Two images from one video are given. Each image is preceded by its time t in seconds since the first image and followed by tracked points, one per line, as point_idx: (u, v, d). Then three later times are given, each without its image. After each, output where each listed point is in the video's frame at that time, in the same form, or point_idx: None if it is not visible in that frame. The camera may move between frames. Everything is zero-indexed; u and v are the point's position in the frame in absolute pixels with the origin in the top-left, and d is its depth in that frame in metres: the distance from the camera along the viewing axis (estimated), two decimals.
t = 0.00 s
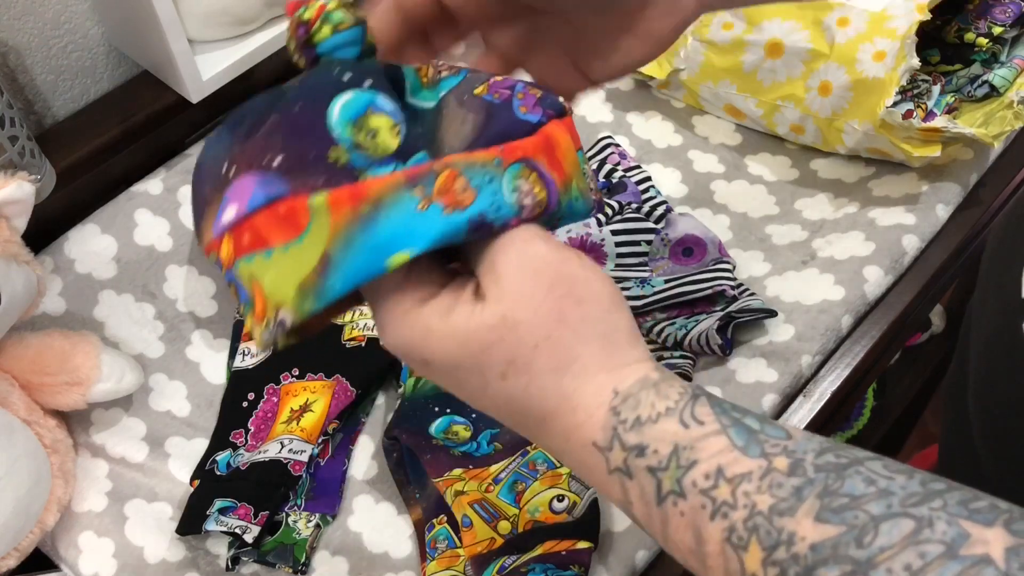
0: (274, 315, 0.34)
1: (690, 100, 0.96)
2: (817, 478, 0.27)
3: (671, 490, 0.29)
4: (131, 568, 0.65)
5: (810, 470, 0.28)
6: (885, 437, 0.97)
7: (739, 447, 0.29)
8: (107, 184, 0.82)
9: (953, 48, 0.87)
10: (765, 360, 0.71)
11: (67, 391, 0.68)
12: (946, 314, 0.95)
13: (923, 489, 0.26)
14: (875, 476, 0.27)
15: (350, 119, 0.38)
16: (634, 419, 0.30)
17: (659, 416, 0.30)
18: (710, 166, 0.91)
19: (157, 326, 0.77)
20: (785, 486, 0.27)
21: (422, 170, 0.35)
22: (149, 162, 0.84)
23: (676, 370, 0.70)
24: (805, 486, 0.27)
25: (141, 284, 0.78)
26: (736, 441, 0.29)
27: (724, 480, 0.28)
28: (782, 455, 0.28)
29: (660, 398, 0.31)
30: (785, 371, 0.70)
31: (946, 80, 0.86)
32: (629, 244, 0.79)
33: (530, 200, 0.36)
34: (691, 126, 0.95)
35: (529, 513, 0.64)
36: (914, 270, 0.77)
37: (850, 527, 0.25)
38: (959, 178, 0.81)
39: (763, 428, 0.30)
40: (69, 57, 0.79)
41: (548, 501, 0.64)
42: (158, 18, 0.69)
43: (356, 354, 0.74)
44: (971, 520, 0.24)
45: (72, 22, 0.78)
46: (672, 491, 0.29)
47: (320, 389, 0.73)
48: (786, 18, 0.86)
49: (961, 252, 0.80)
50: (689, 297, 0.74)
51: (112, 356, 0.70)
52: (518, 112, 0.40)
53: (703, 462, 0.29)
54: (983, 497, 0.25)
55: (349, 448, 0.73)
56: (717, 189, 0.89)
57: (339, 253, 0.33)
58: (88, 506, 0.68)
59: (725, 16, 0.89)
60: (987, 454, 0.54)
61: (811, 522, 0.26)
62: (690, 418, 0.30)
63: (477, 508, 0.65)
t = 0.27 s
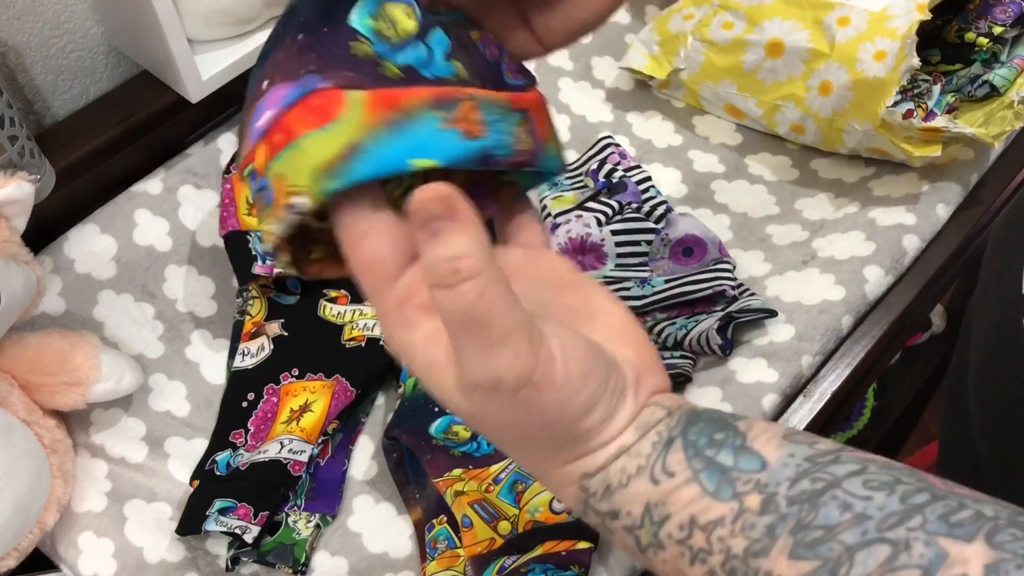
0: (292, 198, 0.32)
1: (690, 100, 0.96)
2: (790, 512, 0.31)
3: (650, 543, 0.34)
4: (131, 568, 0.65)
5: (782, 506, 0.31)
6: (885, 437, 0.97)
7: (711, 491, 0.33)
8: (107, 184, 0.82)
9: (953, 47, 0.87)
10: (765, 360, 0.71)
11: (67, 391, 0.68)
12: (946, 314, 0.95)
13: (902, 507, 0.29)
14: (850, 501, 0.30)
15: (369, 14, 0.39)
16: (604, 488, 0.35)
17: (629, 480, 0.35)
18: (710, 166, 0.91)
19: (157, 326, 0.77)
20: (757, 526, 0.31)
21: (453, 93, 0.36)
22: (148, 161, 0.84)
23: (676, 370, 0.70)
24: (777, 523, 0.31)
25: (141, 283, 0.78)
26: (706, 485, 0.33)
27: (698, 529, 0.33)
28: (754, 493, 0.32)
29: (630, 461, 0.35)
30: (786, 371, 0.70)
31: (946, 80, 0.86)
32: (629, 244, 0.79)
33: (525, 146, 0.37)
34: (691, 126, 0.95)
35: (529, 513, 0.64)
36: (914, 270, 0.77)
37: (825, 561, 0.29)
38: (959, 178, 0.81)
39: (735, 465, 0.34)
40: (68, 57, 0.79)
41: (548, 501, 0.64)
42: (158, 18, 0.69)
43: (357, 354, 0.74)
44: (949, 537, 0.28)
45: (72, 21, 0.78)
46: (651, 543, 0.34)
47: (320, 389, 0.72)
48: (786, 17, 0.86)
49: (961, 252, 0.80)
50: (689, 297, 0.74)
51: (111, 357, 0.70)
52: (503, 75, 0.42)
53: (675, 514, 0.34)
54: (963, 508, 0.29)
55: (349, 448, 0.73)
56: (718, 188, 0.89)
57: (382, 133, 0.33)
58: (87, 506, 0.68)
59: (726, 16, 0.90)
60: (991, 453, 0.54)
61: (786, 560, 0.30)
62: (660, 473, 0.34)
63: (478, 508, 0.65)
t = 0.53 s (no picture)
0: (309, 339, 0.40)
1: (690, 100, 0.97)
2: (771, 540, 0.35)
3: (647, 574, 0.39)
4: (132, 568, 0.66)
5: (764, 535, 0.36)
6: (885, 436, 0.98)
7: (698, 524, 0.38)
8: (107, 184, 0.82)
9: (953, 47, 0.87)
10: (765, 360, 0.71)
11: (68, 391, 0.68)
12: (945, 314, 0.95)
13: (878, 526, 0.33)
14: (828, 524, 0.34)
15: (369, 133, 0.40)
16: (600, 531, 0.40)
17: (621, 521, 0.40)
18: (710, 166, 0.91)
19: (157, 326, 0.77)
20: (742, 556, 0.36)
21: (452, 215, 0.43)
22: (148, 161, 0.84)
23: (676, 370, 0.70)
24: (760, 551, 0.35)
25: (141, 284, 0.78)
26: (693, 520, 0.38)
27: (690, 562, 0.37)
28: (737, 524, 0.37)
29: (619, 503, 0.40)
30: (785, 371, 0.70)
31: (946, 80, 0.85)
32: (629, 244, 0.79)
33: (498, 223, 0.46)
34: (691, 126, 0.95)
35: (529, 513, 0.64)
36: (913, 270, 0.77)
37: None
38: (959, 178, 0.81)
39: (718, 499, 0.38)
40: (69, 57, 0.79)
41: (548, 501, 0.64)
42: (159, 18, 0.69)
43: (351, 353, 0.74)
44: (924, 552, 0.31)
45: (72, 22, 0.78)
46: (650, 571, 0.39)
47: (320, 388, 0.73)
48: (786, 18, 0.86)
49: (961, 251, 0.80)
50: (689, 297, 0.74)
51: (112, 357, 0.70)
52: (485, 126, 0.47)
53: (669, 550, 0.38)
54: (938, 523, 0.32)
55: (349, 448, 0.73)
56: (717, 189, 0.89)
57: (389, 278, 0.40)
58: (88, 506, 0.69)
59: (726, 16, 0.90)
60: (995, 455, 0.54)
61: None
62: (649, 513, 0.39)
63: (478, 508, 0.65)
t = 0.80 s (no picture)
0: (325, 387, 0.44)
1: (690, 100, 0.97)
2: (778, 551, 0.35)
3: None
4: (132, 568, 0.66)
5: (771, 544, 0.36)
6: (885, 436, 0.98)
7: (705, 536, 0.38)
8: (107, 184, 0.82)
9: (952, 48, 0.87)
10: (764, 360, 0.71)
11: (68, 391, 0.69)
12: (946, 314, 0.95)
13: (885, 537, 0.33)
14: (835, 535, 0.34)
15: (370, 167, 0.43)
16: (608, 544, 0.42)
17: (628, 534, 0.41)
18: (710, 167, 0.91)
19: (158, 326, 0.77)
20: (749, 566, 0.36)
21: (462, 256, 0.46)
22: (148, 162, 0.84)
23: (676, 371, 0.70)
24: (767, 561, 0.36)
25: (141, 283, 0.78)
26: (700, 531, 0.38)
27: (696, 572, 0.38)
28: (745, 535, 0.37)
29: (626, 517, 0.41)
30: (785, 371, 0.70)
31: (945, 80, 0.86)
32: (629, 244, 0.79)
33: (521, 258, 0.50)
34: (691, 126, 0.95)
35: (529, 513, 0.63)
36: (913, 270, 0.77)
37: None
38: (959, 178, 0.81)
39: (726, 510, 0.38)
40: (69, 57, 0.79)
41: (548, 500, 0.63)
42: (159, 18, 0.69)
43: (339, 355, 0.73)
44: (931, 563, 0.31)
45: (72, 22, 0.78)
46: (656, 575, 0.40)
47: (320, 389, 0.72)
48: (786, 18, 0.86)
49: (961, 251, 0.80)
50: (688, 296, 0.74)
51: (112, 357, 0.70)
52: (498, 168, 0.48)
53: (675, 561, 0.39)
54: (946, 533, 0.32)
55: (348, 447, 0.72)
56: (717, 189, 0.89)
57: (397, 312, 0.45)
58: (88, 506, 0.69)
59: (726, 16, 0.90)
60: (995, 452, 0.54)
61: None
62: (656, 524, 0.40)
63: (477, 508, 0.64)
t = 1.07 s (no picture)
0: (279, 421, 0.43)
1: (690, 100, 0.97)
2: None
3: None
4: (131, 568, 0.65)
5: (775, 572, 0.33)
6: (885, 436, 0.98)
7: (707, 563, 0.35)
8: (107, 184, 0.82)
9: (952, 47, 0.87)
10: (764, 360, 0.71)
11: (67, 391, 0.68)
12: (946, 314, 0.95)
13: (890, 562, 0.30)
14: (839, 561, 0.31)
15: (330, 202, 0.43)
16: None
17: (633, 565, 0.38)
18: (710, 167, 0.91)
19: (157, 326, 0.77)
20: None
21: (429, 286, 0.46)
22: (148, 162, 0.84)
23: (676, 370, 0.70)
24: None
25: (141, 284, 0.78)
26: (703, 560, 0.35)
27: None
28: (748, 562, 0.34)
29: (631, 547, 0.38)
30: (785, 371, 0.70)
31: (946, 80, 0.85)
32: (629, 244, 0.79)
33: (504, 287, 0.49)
34: (691, 126, 0.95)
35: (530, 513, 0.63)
36: (914, 270, 0.77)
37: None
38: (959, 178, 0.81)
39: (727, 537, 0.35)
40: (68, 57, 0.79)
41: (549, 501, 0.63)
42: (159, 18, 0.69)
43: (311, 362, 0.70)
44: None
45: (72, 22, 0.78)
46: None
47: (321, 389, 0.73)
48: (786, 17, 0.86)
49: (961, 251, 0.80)
50: (688, 297, 0.74)
51: (112, 357, 0.70)
52: (485, 191, 0.49)
53: None
54: (952, 558, 0.29)
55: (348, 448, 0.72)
56: (717, 189, 0.89)
57: (365, 351, 0.45)
58: (88, 506, 0.69)
59: (726, 17, 0.90)
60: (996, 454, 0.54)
61: None
62: (659, 553, 0.37)
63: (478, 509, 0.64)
